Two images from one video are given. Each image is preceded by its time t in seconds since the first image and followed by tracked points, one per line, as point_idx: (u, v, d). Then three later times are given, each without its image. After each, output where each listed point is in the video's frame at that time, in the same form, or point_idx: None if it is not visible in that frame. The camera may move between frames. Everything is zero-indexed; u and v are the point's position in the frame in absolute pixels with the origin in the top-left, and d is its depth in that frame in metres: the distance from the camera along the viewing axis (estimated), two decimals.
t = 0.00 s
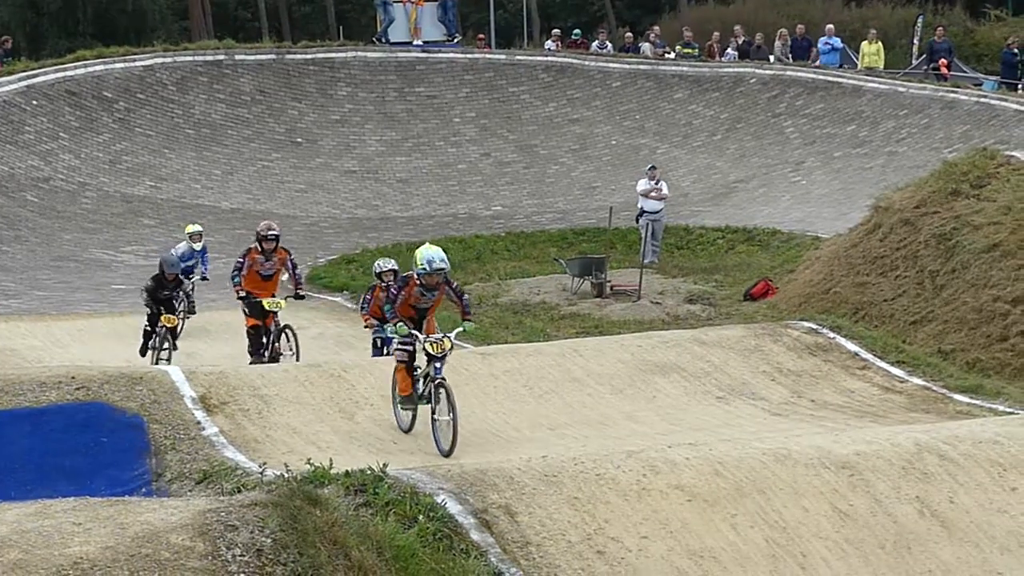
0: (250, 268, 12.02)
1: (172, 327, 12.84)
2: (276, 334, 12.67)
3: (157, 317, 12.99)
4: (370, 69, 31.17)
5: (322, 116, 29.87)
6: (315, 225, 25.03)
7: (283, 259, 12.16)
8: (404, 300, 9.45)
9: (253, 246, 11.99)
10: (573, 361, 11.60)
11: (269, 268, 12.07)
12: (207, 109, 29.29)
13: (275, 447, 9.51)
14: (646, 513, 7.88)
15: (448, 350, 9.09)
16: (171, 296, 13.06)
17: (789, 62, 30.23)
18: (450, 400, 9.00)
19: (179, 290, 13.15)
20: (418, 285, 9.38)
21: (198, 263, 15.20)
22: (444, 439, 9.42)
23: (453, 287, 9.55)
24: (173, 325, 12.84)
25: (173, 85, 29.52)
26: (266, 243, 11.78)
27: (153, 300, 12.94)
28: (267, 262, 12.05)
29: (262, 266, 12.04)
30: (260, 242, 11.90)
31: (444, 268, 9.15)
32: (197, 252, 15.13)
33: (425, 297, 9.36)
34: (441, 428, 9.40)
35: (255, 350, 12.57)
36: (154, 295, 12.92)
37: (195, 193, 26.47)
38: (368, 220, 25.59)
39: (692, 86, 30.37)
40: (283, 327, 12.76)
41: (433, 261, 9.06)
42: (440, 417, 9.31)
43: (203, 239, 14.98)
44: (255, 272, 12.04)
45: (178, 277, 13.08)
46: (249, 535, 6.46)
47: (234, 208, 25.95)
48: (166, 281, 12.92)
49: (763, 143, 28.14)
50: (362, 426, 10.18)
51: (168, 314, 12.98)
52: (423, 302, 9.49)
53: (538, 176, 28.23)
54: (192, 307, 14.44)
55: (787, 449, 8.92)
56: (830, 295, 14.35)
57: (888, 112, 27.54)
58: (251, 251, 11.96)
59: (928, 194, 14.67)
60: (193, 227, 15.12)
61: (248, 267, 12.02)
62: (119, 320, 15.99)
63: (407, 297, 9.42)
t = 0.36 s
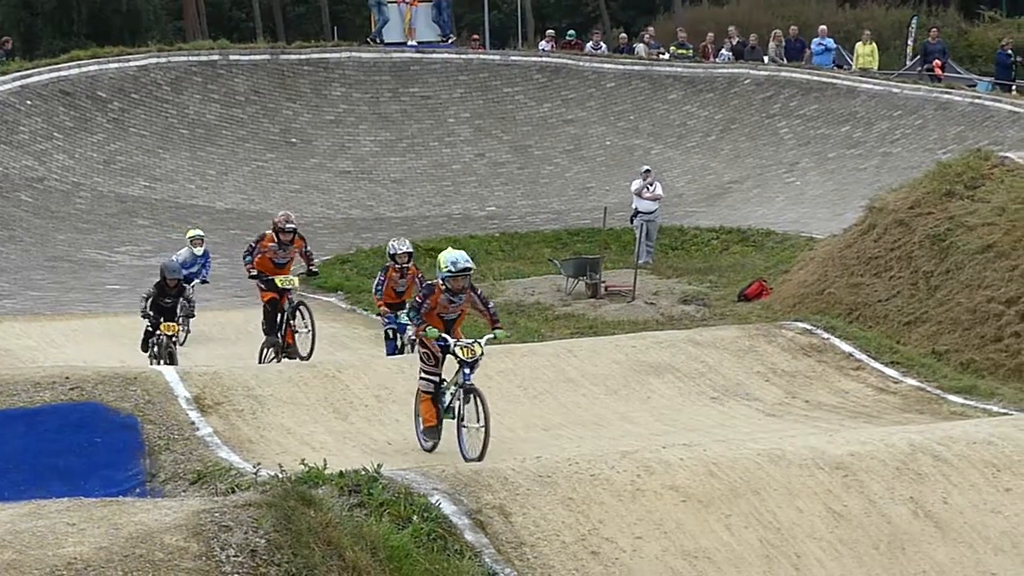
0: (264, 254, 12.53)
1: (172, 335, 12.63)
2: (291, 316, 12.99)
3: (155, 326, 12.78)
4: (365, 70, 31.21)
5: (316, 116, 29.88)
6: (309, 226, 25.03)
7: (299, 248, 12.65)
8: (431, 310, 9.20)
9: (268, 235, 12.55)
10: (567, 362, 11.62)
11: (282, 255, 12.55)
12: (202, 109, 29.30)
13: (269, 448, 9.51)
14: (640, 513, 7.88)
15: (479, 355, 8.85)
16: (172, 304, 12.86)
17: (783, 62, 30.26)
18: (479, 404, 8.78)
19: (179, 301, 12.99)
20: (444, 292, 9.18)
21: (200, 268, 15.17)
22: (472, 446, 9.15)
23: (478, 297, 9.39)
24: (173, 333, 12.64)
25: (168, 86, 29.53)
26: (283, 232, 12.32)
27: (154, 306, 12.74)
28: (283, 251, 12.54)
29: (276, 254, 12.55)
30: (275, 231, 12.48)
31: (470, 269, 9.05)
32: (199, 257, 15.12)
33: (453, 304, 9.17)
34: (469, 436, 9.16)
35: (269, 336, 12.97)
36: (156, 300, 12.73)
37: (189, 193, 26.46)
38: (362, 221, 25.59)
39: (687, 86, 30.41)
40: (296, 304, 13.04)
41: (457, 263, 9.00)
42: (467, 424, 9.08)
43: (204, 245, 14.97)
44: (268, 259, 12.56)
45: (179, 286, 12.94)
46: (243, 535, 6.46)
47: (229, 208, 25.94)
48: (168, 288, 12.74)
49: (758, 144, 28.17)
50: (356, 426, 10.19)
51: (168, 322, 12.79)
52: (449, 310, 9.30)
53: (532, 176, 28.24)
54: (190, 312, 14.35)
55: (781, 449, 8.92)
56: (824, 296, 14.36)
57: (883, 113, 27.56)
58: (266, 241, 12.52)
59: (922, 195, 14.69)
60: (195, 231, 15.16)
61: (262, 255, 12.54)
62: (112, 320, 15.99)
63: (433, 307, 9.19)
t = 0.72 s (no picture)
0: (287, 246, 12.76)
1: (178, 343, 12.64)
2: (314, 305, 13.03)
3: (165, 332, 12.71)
4: (365, 68, 31.21)
5: (316, 115, 29.88)
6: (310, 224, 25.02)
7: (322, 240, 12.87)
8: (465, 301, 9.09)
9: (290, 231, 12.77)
10: (568, 360, 11.62)
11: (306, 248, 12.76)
12: (202, 108, 29.30)
13: (270, 446, 9.51)
14: (641, 511, 7.87)
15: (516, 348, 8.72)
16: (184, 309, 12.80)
17: (783, 61, 30.26)
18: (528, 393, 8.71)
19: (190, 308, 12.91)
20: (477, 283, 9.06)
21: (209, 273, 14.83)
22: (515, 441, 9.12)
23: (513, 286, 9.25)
24: (180, 340, 12.39)
25: (168, 85, 29.53)
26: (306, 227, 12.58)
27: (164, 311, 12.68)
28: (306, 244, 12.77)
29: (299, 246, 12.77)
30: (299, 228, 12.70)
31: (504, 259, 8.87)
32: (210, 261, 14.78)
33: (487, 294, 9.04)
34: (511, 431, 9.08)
35: (290, 318, 13.05)
36: (166, 306, 12.67)
37: (189, 192, 26.45)
38: (363, 219, 25.57)
39: (687, 85, 30.40)
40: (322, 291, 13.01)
41: (492, 252, 8.80)
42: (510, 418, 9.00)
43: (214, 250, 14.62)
44: (291, 251, 12.76)
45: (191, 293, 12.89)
46: (244, 533, 6.45)
47: (229, 207, 25.92)
48: (178, 293, 12.68)
49: (758, 142, 28.15)
50: (357, 424, 10.20)
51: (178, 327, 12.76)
52: (484, 301, 9.17)
53: (533, 175, 28.21)
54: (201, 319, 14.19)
55: (783, 447, 8.92)
56: (825, 293, 14.36)
57: (883, 111, 27.55)
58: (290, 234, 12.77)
59: (923, 192, 14.69)
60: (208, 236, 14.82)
61: (285, 251, 12.75)
62: (113, 318, 16.00)
63: (466, 298, 9.08)
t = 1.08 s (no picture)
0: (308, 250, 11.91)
1: (190, 352, 12.63)
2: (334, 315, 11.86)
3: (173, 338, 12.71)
4: (361, 70, 31.22)
5: (312, 117, 29.88)
6: (305, 226, 25.02)
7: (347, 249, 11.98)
8: (492, 290, 9.14)
9: (311, 237, 11.91)
10: (563, 363, 11.64)
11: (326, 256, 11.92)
12: (197, 110, 29.30)
13: (266, 449, 9.52)
14: (637, 513, 7.87)
15: (545, 338, 8.79)
16: (190, 313, 12.69)
17: (780, 62, 30.29)
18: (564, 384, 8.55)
19: (198, 315, 12.83)
20: (505, 273, 9.09)
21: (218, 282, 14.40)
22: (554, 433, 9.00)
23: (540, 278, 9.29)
24: (190, 351, 12.64)
25: (164, 86, 29.53)
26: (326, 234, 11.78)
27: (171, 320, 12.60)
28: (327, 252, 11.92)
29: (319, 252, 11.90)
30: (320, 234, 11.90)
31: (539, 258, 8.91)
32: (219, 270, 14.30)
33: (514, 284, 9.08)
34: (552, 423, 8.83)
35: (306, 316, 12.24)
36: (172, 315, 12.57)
37: (185, 193, 26.45)
38: (358, 221, 25.57)
39: (683, 86, 30.41)
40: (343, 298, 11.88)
41: (529, 252, 8.83)
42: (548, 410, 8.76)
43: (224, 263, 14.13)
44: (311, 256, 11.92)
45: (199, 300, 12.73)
46: (240, 536, 6.44)
47: (225, 209, 25.93)
48: (185, 301, 12.55)
49: (754, 143, 28.16)
50: (353, 426, 10.21)
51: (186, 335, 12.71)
52: (511, 290, 9.19)
53: (529, 176, 28.22)
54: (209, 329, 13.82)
55: (778, 449, 8.91)
56: (821, 295, 14.36)
57: (879, 112, 27.57)
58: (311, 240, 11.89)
59: (918, 194, 14.71)
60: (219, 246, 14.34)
61: (306, 256, 11.92)
62: (107, 320, 15.98)
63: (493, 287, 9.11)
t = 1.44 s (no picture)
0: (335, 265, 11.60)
1: (202, 358, 12.51)
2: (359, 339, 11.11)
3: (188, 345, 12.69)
4: (359, 69, 31.23)
5: (311, 116, 29.89)
6: (304, 226, 25.01)
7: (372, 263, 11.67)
8: (526, 290, 8.96)
9: (337, 253, 11.56)
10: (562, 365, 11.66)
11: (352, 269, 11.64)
12: (196, 110, 29.30)
13: (264, 449, 9.53)
14: (635, 513, 7.87)
15: (575, 328, 8.44)
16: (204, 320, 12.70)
17: (778, 62, 30.29)
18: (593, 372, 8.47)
19: (211, 322, 12.85)
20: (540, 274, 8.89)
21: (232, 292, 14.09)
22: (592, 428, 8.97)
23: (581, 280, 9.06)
24: (203, 357, 12.54)
25: (162, 85, 29.54)
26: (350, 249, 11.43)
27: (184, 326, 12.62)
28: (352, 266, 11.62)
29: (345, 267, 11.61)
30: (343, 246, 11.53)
31: (578, 264, 8.52)
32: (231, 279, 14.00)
33: (549, 284, 8.83)
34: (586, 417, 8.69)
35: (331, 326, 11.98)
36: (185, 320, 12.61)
37: (183, 193, 26.45)
38: (357, 221, 25.57)
39: (681, 85, 30.41)
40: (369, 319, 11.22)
41: (568, 257, 8.45)
42: (582, 402, 8.63)
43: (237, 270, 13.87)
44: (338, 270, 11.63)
45: (210, 305, 12.80)
46: (237, 535, 6.43)
47: (223, 208, 25.93)
48: (196, 307, 12.59)
49: (753, 143, 28.16)
50: (351, 426, 10.23)
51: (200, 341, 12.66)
52: (547, 292, 9.01)
53: (527, 176, 28.22)
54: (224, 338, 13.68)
55: (776, 448, 8.91)
56: (819, 295, 14.36)
57: (877, 111, 27.57)
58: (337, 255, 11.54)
59: (917, 194, 14.72)
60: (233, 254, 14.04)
61: (333, 270, 11.63)
62: (105, 321, 15.98)
63: (527, 287, 8.94)
